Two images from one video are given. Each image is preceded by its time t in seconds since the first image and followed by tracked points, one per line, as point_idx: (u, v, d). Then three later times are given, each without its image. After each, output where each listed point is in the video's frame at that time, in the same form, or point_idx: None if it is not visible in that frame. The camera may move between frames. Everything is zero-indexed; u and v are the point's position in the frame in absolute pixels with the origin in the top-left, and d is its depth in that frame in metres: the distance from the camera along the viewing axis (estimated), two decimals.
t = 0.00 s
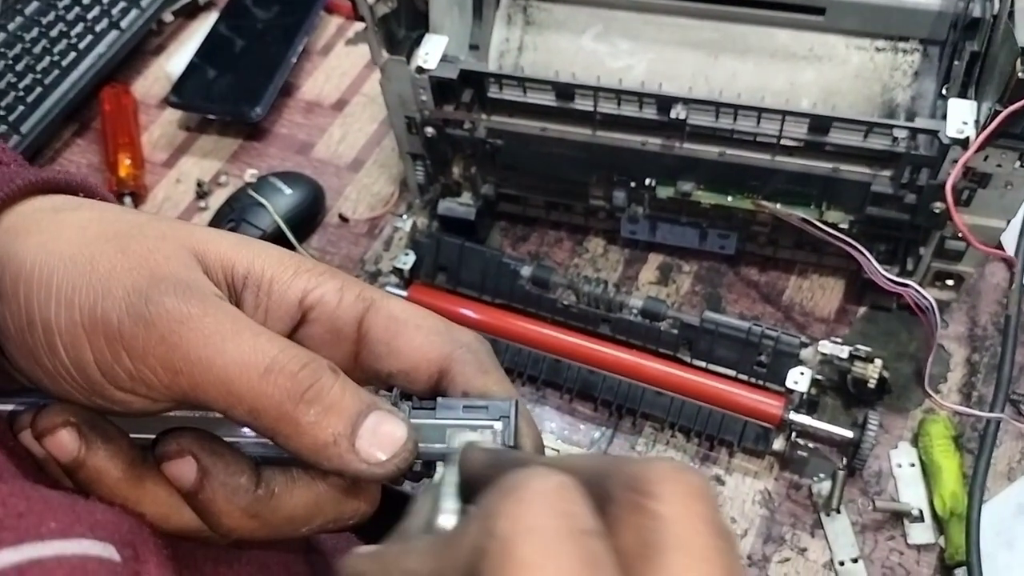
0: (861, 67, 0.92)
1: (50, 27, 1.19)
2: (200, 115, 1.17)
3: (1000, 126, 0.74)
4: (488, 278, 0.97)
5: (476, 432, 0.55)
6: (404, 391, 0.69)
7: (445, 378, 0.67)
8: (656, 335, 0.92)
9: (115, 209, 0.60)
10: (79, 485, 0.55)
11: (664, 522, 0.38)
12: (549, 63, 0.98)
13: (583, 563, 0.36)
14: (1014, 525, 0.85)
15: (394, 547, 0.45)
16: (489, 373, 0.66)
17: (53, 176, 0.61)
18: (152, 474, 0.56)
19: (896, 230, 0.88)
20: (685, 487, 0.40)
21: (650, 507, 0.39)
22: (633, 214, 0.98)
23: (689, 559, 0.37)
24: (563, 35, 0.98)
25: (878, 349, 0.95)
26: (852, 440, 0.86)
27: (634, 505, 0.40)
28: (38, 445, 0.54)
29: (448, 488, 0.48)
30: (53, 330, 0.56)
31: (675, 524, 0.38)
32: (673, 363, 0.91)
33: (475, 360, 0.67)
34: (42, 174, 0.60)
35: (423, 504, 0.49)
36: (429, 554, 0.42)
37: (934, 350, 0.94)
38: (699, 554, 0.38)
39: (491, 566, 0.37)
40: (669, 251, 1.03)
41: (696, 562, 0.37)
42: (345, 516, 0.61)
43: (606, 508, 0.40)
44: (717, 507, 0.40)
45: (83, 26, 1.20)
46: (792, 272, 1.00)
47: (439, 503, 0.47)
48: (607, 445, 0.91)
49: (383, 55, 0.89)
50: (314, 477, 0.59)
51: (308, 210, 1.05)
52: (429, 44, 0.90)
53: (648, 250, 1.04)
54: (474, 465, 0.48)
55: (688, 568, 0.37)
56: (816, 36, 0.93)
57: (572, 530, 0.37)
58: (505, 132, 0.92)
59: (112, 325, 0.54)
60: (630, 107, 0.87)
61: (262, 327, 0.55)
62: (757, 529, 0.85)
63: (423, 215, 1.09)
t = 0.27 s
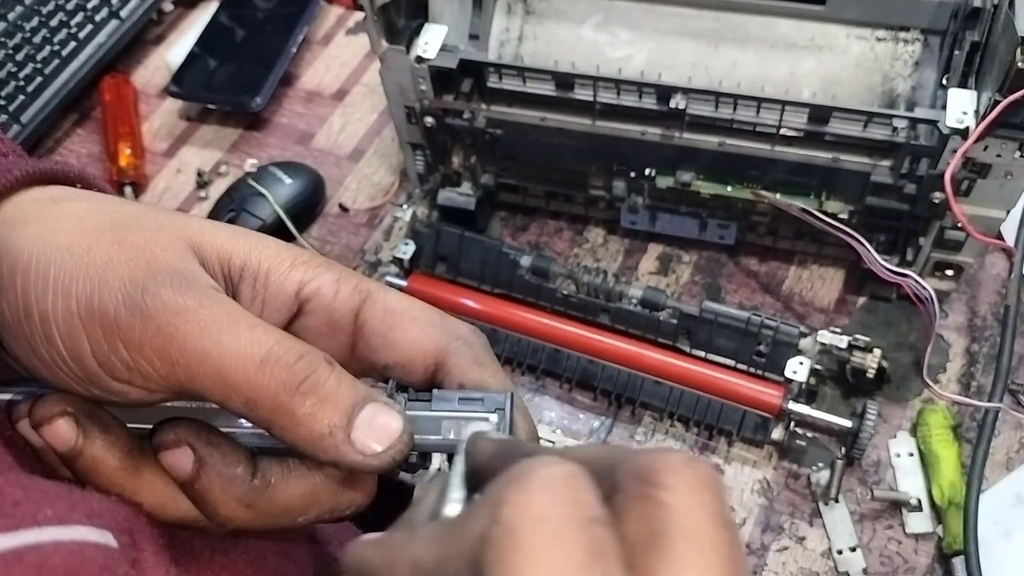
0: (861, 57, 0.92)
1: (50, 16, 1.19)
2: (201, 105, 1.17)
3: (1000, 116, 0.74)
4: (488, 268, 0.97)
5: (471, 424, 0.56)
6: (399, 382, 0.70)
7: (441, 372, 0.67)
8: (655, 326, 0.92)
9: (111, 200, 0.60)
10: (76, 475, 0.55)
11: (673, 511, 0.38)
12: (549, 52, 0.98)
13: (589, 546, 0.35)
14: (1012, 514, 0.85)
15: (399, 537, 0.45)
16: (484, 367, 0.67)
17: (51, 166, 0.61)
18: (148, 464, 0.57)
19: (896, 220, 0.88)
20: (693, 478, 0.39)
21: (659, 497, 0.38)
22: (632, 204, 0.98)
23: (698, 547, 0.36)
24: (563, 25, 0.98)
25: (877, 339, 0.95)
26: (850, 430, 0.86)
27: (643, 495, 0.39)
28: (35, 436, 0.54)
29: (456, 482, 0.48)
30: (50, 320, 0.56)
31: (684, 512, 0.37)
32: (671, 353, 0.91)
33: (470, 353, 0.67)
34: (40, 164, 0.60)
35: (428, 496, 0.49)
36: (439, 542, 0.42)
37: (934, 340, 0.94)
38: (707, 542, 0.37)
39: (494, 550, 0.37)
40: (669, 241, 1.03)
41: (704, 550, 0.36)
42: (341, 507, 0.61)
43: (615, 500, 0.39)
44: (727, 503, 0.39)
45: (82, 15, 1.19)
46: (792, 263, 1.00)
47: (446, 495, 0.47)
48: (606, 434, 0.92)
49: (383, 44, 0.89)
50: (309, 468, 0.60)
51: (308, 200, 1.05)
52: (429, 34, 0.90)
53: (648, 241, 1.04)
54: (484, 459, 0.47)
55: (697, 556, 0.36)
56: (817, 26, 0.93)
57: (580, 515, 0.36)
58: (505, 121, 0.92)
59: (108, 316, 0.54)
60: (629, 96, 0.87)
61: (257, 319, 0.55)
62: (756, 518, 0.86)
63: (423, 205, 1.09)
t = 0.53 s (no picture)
0: (860, 56, 0.92)
1: (51, 17, 1.19)
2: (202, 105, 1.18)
3: (996, 114, 0.74)
4: (487, 267, 0.97)
5: (470, 416, 0.56)
6: (399, 375, 0.71)
7: (440, 363, 0.68)
8: (654, 324, 0.92)
9: (111, 195, 0.61)
10: (77, 468, 0.55)
11: (653, 499, 0.39)
12: (548, 52, 0.98)
13: (574, 535, 0.36)
14: (1009, 511, 0.85)
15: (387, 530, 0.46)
16: (484, 358, 0.67)
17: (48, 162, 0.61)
18: (149, 457, 0.57)
19: (894, 219, 0.88)
20: (670, 466, 0.40)
21: (639, 486, 0.39)
22: (631, 203, 0.98)
23: (678, 534, 0.38)
24: (562, 25, 0.98)
25: (876, 337, 0.95)
26: (848, 427, 0.86)
27: (624, 484, 0.40)
28: (37, 429, 0.54)
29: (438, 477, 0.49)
30: (50, 314, 0.56)
31: (664, 500, 0.39)
32: (670, 351, 0.92)
33: (469, 345, 0.68)
34: (38, 160, 0.60)
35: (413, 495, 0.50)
36: (418, 531, 0.43)
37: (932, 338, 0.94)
38: (687, 529, 0.38)
39: (476, 537, 0.38)
40: (668, 239, 1.04)
41: (683, 537, 0.38)
42: (342, 498, 0.62)
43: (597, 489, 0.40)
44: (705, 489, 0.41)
45: (84, 16, 1.20)
46: (791, 261, 1.01)
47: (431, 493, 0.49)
48: (605, 432, 0.92)
49: (382, 45, 0.90)
50: (310, 460, 0.60)
51: (308, 200, 1.05)
52: (428, 34, 0.90)
53: (647, 239, 1.04)
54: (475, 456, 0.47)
55: (677, 543, 0.37)
56: (815, 25, 0.93)
57: (563, 504, 0.37)
58: (504, 121, 0.92)
59: (108, 310, 0.55)
60: (627, 96, 0.87)
61: (257, 312, 0.55)
62: (755, 515, 0.86)
63: (423, 205, 1.08)
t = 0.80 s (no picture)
0: (858, 56, 0.92)
1: (52, 20, 1.20)
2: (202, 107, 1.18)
3: (993, 113, 0.74)
4: (487, 267, 0.97)
5: (472, 412, 0.57)
6: (401, 370, 0.71)
7: (441, 359, 0.68)
8: (653, 323, 0.92)
9: (112, 193, 0.61)
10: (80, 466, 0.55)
11: (702, 520, 0.38)
12: (547, 53, 0.98)
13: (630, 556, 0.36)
14: (1008, 509, 0.85)
15: (439, 526, 0.44)
16: (486, 353, 0.68)
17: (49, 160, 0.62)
18: (151, 454, 0.57)
19: (891, 218, 0.89)
20: (716, 488, 0.40)
21: (688, 504, 0.39)
22: (630, 203, 0.98)
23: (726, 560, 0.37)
24: (561, 26, 0.99)
25: (874, 336, 0.95)
26: (847, 426, 0.86)
27: (669, 501, 0.39)
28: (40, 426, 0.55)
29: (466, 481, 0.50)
30: (51, 311, 0.56)
31: (713, 523, 0.38)
32: (670, 350, 0.92)
33: (470, 340, 0.68)
34: (38, 158, 0.61)
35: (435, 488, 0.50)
36: (476, 530, 0.42)
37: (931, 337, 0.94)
38: (734, 556, 0.38)
39: (538, 545, 0.37)
40: (667, 239, 1.04)
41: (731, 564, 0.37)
42: (345, 495, 0.62)
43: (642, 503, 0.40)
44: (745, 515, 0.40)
45: (84, 19, 1.20)
46: (789, 261, 1.01)
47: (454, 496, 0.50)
48: (605, 431, 0.92)
49: (382, 46, 0.90)
50: (311, 456, 0.61)
51: (308, 201, 1.06)
52: (427, 35, 0.90)
53: (646, 239, 1.04)
54: (495, 454, 0.49)
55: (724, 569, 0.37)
56: (813, 25, 0.94)
57: (619, 522, 0.37)
58: (504, 121, 0.93)
59: (109, 307, 0.55)
60: (626, 96, 0.88)
61: (257, 309, 0.56)
62: (754, 514, 0.86)
63: (422, 206, 1.08)
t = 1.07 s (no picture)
0: (857, 56, 0.93)
1: (52, 21, 1.20)
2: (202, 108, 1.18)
3: (991, 113, 0.74)
4: (487, 268, 0.98)
5: (471, 417, 0.57)
6: (401, 376, 0.71)
7: (441, 363, 0.68)
8: (653, 324, 0.92)
9: (113, 197, 0.61)
10: (81, 469, 0.55)
11: (688, 528, 0.39)
12: (546, 53, 0.99)
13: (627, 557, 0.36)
14: (1007, 509, 0.85)
15: (432, 530, 0.45)
16: (485, 359, 0.68)
17: (51, 165, 0.62)
18: (152, 457, 0.57)
19: (890, 219, 0.89)
20: (701, 498, 0.40)
21: (674, 513, 0.39)
22: (630, 204, 0.99)
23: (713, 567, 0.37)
24: (561, 27, 0.99)
25: (873, 337, 0.95)
26: (846, 426, 0.87)
27: (654, 509, 0.40)
28: (40, 429, 0.55)
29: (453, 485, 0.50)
30: (53, 315, 0.56)
31: (699, 530, 0.38)
32: (669, 350, 0.92)
33: (470, 346, 0.69)
34: (40, 162, 0.61)
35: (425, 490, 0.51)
36: (467, 534, 0.42)
37: (930, 337, 0.95)
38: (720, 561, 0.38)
39: (527, 553, 0.37)
40: (666, 240, 1.04)
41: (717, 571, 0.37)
42: (344, 499, 0.63)
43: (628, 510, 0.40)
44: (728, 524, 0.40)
45: (85, 20, 1.20)
46: (788, 261, 1.01)
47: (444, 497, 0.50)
48: (604, 431, 0.92)
49: (382, 46, 0.90)
50: (311, 460, 0.61)
51: (308, 201, 1.06)
52: (427, 35, 0.91)
53: (646, 240, 1.04)
54: (487, 459, 0.49)
55: None
56: (812, 26, 0.94)
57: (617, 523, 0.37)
58: (504, 122, 0.93)
59: (111, 310, 0.55)
60: (625, 96, 0.88)
61: (258, 313, 0.56)
62: (753, 514, 0.86)
63: (423, 206, 1.09)
